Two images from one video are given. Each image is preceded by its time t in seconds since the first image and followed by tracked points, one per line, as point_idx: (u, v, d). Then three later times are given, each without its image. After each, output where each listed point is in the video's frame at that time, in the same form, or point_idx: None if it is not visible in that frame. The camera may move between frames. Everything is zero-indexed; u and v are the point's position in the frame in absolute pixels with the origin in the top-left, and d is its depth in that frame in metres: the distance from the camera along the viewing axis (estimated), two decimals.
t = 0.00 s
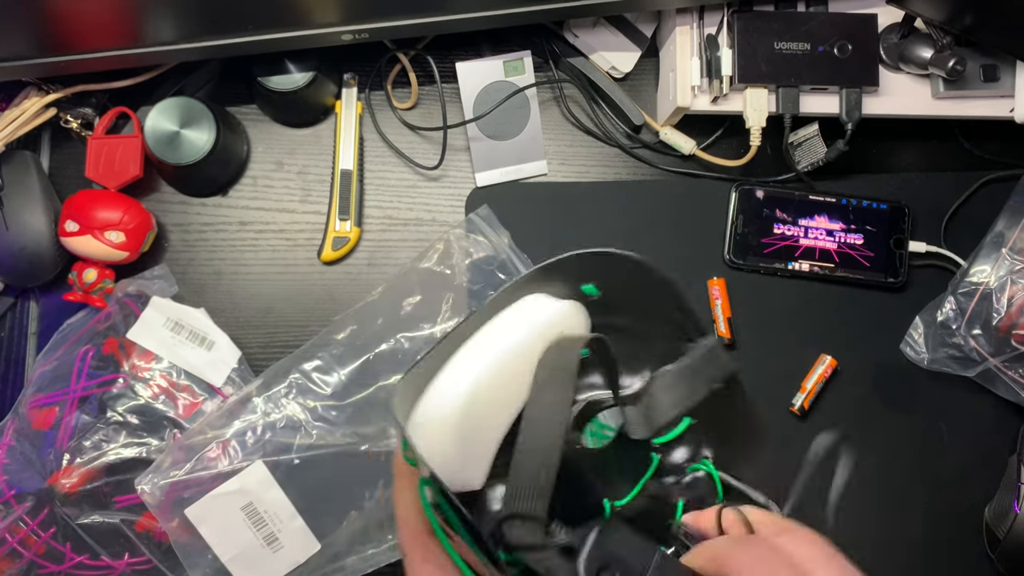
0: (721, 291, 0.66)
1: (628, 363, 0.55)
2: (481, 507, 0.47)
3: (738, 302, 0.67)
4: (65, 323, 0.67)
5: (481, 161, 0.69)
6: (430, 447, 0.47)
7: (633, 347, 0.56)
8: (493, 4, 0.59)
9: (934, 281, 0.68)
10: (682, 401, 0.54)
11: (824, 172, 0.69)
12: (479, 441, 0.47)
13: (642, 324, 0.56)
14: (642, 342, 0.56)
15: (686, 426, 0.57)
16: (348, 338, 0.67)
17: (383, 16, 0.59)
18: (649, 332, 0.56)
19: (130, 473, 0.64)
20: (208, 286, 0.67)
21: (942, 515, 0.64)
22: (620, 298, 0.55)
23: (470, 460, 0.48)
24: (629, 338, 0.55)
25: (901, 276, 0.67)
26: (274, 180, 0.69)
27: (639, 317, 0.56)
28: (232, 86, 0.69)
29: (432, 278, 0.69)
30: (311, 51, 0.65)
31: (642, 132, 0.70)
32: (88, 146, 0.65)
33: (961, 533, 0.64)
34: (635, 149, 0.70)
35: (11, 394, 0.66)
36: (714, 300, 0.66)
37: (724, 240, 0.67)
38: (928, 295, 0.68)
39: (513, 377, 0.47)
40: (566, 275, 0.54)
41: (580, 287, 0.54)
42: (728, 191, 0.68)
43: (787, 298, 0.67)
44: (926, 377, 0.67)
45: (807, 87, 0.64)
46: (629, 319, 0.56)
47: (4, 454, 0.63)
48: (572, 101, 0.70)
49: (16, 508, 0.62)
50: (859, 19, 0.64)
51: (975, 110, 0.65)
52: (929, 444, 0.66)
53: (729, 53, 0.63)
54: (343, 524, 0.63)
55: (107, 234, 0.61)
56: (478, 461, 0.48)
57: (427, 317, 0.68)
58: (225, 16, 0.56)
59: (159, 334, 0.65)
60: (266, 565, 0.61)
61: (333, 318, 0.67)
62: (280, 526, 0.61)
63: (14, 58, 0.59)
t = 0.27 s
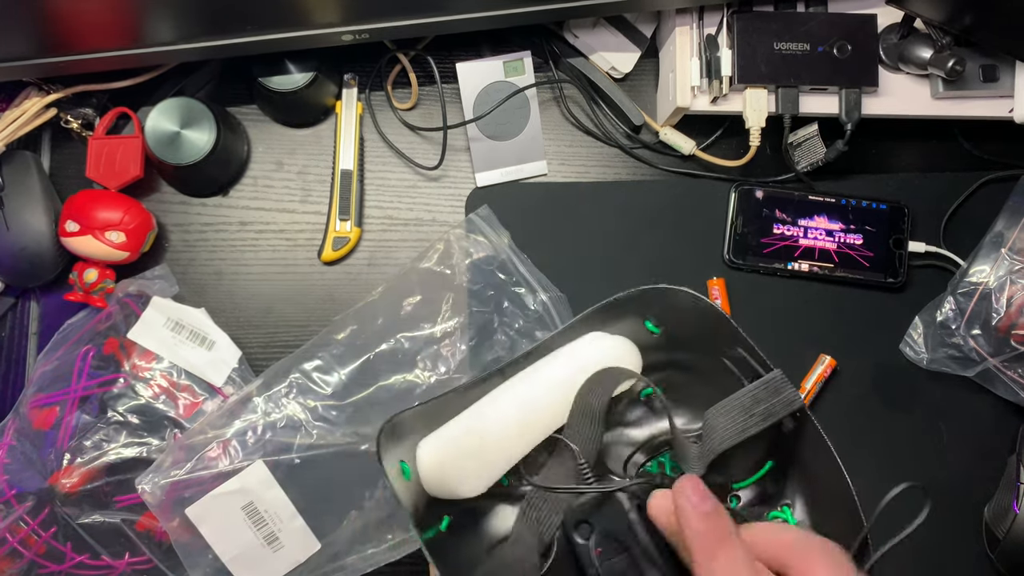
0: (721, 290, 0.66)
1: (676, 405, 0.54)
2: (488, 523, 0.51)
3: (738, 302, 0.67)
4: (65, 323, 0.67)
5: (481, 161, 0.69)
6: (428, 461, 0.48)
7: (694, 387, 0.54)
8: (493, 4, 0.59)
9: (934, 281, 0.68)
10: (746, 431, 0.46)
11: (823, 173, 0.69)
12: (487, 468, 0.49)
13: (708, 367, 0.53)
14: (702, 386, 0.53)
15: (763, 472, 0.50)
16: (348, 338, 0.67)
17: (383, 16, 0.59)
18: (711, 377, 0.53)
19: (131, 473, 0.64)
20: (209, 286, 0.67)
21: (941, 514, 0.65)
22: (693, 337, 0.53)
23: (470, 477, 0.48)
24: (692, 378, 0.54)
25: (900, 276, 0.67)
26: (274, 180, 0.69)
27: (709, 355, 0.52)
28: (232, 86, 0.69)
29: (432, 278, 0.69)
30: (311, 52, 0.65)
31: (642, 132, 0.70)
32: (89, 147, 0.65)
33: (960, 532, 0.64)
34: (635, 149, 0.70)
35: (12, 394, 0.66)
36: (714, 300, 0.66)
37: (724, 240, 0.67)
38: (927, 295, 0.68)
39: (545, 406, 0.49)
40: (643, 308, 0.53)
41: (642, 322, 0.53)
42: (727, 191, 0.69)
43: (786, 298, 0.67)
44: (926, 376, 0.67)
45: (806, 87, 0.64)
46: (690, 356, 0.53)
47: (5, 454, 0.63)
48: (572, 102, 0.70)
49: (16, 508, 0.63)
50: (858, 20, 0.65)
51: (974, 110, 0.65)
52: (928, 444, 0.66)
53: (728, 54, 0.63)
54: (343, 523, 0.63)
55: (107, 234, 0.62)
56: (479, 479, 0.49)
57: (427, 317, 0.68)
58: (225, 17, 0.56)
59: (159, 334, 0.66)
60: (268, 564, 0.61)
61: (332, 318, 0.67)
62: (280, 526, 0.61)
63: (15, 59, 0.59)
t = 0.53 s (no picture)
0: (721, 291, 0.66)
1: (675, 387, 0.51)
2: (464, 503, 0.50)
3: (739, 302, 0.67)
4: (65, 323, 0.67)
5: (481, 161, 0.69)
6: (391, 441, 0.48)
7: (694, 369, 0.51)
8: (494, 4, 0.59)
9: (934, 281, 0.68)
10: (727, 418, 0.45)
11: (823, 173, 0.69)
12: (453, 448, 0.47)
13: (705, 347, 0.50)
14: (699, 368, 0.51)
15: (764, 458, 0.49)
16: (348, 338, 0.67)
17: (383, 16, 0.59)
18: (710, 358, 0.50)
19: (131, 473, 0.64)
20: (209, 286, 0.68)
21: (941, 514, 0.65)
22: (687, 312, 0.49)
23: (432, 458, 0.47)
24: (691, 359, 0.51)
25: (900, 276, 0.67)
26: (275, 180, 0.69)
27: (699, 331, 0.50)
28: (233, 86, 0.69)
29: (432, 278, 0.69)
30: (311, 52, 0.65)
31: (642, 132, 0.70)
32: (89, 147, 0.65)
33: (959, 532, 0.64)
34: (634, 149, 0.70)
35: (12, 394, 0.67)
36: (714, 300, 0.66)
37: (724, 240, 0.67)
38: (927, 295, 0.68)
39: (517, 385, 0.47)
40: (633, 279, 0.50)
41: (636, 295, 0.50)
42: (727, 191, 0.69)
43: (786, 298, 0.67)
44: (925, 376, 0.67)
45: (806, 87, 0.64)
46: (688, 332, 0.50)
47: (5, 454, 0.63)
48: (572, 102, 0.70)
49: (17, 508, 0.63)
50: (858, 20, 0.65)
51: (974, 110, 0.65)
52: (928, 444, 0.66)
53: (728, 54, 0.64)
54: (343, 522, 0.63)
55: (108, 234, 0.62)
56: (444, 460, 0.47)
57: (427, 317, 0.68)
58: (226, 17, 0.56)
59: (159, 334, 0.66)
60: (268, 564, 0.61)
61: (333, 318, 0.67)
62: (281, 526, 0.61)
63: (16, 59, 0.59)
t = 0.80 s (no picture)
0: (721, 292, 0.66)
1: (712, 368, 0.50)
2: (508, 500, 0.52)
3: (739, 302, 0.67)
4: (65, 323, 0.67)
5: (481, 161, 0.69)
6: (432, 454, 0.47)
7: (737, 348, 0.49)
8: (494, 4, 0.59)
9: (934, 281, 0.68)
10: (783, 409, 0.44)
11: (823, 173, 0.69)
12: (495, 451, 0.48)
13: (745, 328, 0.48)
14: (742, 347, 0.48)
15: (811, 440, 0.46)
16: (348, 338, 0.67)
17: (383, 16, 0.59)
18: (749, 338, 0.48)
19: (131, 473, 0.64)
20: (209, 286, 0.68)
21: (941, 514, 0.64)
22: (723, 278, 0.47)
23: (473, 464, 0.48)
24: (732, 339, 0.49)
25: (900, 276, 0.67)
26: (275, 180, 0.69)
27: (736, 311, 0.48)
28: (232, 86, 0.69)
29: (432, 278, 0.69)
30: (311, 52, 0.65)
31: (642, 132, 0.70)
32: (89, 147, 0.65)
33: (959, 532, 0.64)
34: (634, 149, 0.70)
35: (12, 394, 0.67)
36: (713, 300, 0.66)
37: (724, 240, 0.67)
38: (928, 294, 0.68)
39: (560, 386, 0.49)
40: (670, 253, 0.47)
41: (673, 271, 0.49)
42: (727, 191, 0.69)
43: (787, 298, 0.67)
44: (926, 377, 0.67)
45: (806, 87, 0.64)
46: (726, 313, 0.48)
47: (5, 454, 0.63)
48: (572, 102, 0.70)
49: (17, 508, 0.63)
50: (859, 20, 0.65)
51: (974, 110, 0.65)
52: (927, 443, 0.66)
53: (728, 54, 0.64)
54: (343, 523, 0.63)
55: (107, 234, 0.62)
56: (487, 466, 0.49)
57: (427, 317, 0.68)
58: (226, 17, 0.56)
59: (159, 334, 0.66)
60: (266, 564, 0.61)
61: (332, 319, 0.67)
62: (280, 527, 0.61)
63: (15, 59, 0.59)
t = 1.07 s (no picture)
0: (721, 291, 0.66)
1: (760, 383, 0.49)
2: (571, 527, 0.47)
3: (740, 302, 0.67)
4: (65, 323, 0.67)
5: (481, 161, 0.69)
6: (504, 466, 0.43)
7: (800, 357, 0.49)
8: (493, 4, 0.59)
9: (934, 281, 0.68)
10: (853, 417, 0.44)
11: (823, 173, 0.69)
12: (571, 468, 0.46)
13: (810, 329, 0.50)
14: (810, 347, 0.50)
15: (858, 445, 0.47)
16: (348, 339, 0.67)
17: (382, 15, 0.59)
18: (813, 338, 0.50)
19: (131, 473, 0.64)
20: (209, 287, 0.67)
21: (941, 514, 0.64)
22: (774, 285, 0.51)
23: (550, 482, 0.45)
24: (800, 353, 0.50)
25: (900, 276, 0.67)
26: (275, 180, 0.69)
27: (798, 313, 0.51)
28: (232, 86, 0.69)
29: (432, 278, 0.69)
30: (311, 52, 0.65)
31: (642, 132, 0.70)
32: (89, 147, 0.65)
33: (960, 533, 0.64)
34: (635, 149, 0.70)
35: (11, 394, 0.66)
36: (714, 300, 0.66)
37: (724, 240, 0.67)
38: (927, 294, 0.67)
39: (632, 391, 0.46)
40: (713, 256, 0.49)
41: (733, 274, 0.49)
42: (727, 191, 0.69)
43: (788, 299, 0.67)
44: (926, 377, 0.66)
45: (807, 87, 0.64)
46: (788, 317, 0.51)
47: (5, 454, 0.63)
48: (572, 102, 0.70)
49: (16, 508, 0.63)
50: (859, 19, 0.65)
51: (974, 110, 0.65)
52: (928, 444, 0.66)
53: (729, 54, 0.63)
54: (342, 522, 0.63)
55: (107, 234, 0.61)
56: (563, 484, 0.46)
57: (427, 317, 0.68)
58: (225, 16, 0.56)
59: (158, 334, 0.65)
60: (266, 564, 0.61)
61: (331, 319, 0.67)
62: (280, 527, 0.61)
63: (14, 59, 0.59)
